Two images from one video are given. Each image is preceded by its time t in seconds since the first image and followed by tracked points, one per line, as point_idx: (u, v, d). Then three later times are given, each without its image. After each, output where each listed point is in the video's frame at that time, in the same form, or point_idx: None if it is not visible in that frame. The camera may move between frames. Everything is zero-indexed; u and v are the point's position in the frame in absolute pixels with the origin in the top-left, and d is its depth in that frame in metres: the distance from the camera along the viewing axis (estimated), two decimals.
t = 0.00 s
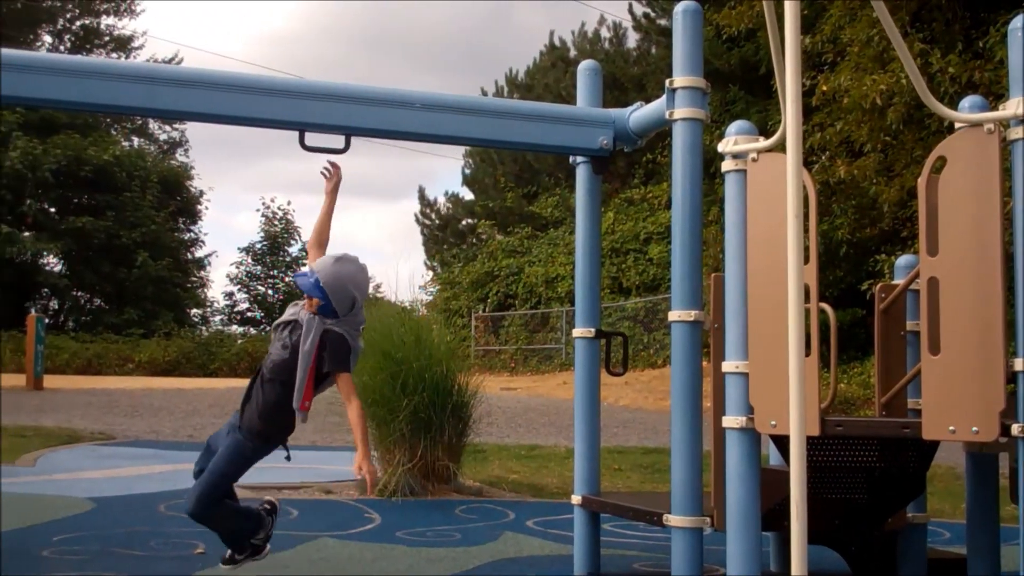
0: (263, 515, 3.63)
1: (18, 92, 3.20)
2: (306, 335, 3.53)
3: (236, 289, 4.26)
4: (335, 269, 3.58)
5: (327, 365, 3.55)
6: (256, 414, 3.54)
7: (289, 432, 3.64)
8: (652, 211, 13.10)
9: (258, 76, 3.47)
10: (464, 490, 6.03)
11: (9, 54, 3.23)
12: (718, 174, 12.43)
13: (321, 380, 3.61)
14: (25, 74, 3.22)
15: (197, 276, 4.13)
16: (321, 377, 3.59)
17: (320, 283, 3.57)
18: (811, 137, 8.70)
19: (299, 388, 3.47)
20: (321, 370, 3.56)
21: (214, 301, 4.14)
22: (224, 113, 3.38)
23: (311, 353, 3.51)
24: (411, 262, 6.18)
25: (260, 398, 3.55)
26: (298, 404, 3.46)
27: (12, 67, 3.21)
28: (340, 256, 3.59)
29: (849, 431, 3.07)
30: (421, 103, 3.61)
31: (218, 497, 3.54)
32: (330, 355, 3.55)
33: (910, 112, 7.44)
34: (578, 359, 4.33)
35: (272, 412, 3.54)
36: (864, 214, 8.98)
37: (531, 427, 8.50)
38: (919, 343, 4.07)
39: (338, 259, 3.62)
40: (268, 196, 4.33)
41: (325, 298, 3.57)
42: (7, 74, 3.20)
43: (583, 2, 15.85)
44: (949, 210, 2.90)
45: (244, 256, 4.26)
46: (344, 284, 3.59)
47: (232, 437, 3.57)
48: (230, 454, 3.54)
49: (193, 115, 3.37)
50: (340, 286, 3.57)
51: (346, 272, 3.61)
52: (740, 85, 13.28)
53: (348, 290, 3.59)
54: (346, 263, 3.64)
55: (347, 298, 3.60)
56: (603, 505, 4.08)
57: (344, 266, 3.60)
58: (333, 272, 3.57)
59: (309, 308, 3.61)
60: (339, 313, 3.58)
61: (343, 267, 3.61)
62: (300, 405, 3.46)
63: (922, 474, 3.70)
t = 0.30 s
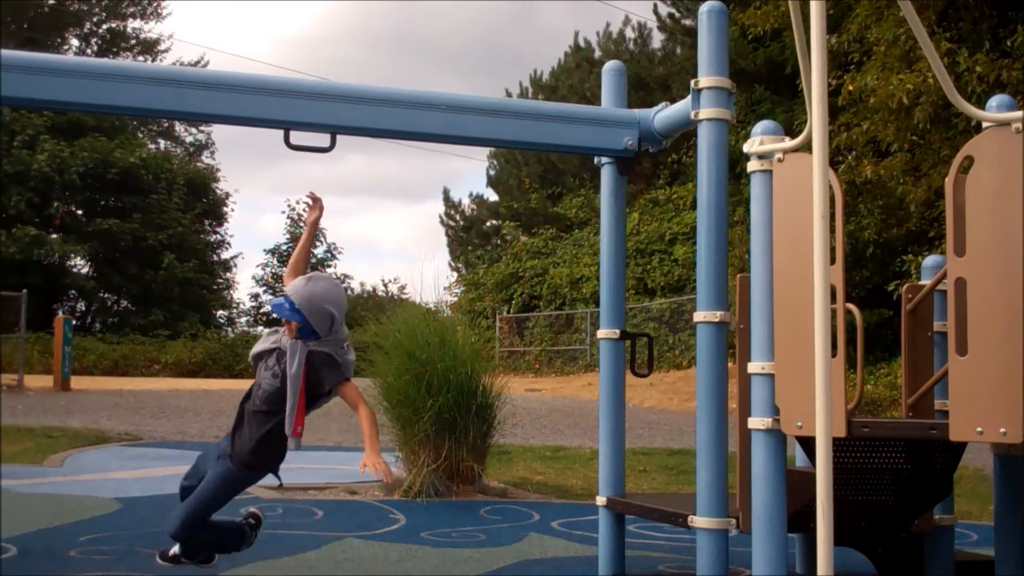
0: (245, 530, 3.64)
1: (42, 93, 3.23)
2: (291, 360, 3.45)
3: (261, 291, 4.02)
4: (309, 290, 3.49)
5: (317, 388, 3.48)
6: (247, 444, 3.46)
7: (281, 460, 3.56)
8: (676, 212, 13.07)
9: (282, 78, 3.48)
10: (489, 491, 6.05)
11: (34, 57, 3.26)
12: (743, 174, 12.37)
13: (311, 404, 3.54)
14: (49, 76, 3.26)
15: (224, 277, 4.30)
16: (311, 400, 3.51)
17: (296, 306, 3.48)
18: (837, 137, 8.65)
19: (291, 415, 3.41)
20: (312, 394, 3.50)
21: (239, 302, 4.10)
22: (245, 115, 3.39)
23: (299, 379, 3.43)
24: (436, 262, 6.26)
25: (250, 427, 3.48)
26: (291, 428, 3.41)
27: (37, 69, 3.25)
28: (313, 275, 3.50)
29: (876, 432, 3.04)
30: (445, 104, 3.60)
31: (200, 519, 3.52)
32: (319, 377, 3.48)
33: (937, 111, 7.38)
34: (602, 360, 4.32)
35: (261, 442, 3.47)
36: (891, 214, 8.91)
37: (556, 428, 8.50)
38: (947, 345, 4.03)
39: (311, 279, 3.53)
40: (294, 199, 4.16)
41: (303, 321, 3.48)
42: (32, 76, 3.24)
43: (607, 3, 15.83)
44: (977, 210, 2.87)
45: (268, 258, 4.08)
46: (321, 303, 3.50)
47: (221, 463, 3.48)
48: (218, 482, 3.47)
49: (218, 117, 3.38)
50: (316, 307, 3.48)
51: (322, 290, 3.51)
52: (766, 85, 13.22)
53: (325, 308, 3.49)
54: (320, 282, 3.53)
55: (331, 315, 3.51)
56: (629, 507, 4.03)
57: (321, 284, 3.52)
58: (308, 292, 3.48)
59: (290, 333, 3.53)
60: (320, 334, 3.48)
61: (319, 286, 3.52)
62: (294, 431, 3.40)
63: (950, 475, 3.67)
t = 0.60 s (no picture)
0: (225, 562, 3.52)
1: (68, 96, 3.25)
2: (264, 407, 3.29)
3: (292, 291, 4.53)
4: (274, 336, 3.35)
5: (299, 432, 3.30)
6: (234, 493, 3.30)
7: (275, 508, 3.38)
8: (704, 213, 13.01)
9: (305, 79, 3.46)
10: (518, 492, 6.02)
11: (59, 60, 3.28)
12: (772, 174, 12.28)
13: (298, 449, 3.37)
14: (76, 79, 3.28)
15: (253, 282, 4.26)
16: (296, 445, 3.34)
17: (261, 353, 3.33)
18: (867, 137, 8.56)
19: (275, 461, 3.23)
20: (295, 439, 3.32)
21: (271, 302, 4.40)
22: (268, 117, 3.38)
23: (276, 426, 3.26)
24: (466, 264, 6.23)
25: (238, 477, 3.32)
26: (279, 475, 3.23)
27: (62, 71, 3.27)
28: (277, 320, 3.37)
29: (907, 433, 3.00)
30: (472, 104, 3.58)
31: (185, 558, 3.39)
32: (299, 422, 3.30)
33: (967, 110, 7.29)
34: (630, 361, 4.29)
35: (250, 493, 3.30)
36: (922, 214, 8.81)
37: (584, 430, 8.50)
38: (978, 345, 3.98)
39: (275, 326, 3.39)
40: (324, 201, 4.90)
41: (272, 369, 3.32)
42: (58, 79, 3.25)
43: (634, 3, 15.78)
44: (1007, 209, 2.82)
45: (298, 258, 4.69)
46: (288, 348, 3.34)
47: (209, 507, 3.35)
48: (203, 528, 3.34)
49: (242, 119, 3.38)
50: (283, 352, 3.33)
51: (289, 335, 3.37)
52: (795, 85, 13.11)
53: (293, 351, 3.35)
54: (284, 328, 3.40)
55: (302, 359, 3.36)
56: (657, 507, 4.02)
57: (287, 329, 3.38)
58: (273, 338, 3.34)
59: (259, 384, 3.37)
60: (292, 379, 3.32)
61: (283, 331, 3.38)
62: (283, 476, 3.22)
63: (982, 477, 3.64)
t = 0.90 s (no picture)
0: None
1: (93, 97, 3.25)
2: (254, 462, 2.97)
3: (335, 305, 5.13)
4: (260, 392, 3.04)
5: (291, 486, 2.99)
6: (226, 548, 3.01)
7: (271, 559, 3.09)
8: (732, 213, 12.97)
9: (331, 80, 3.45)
10: (546, 493, 6.03)
11: (84, 62, 3.28)
12: (801, 174, 12.22)
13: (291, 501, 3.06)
14: (100, 82, 3.28)
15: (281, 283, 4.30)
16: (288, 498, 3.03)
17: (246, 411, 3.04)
18: (896, 136, 8.49)
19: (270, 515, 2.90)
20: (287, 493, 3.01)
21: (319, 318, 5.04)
22: (295, 118, 3.38)
23: (267, 480, 2.95)
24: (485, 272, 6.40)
25: (230, 530, 3.02)
26: (273, 528, 2.87)
27: (88, 74, 3.27)
28: (265, 377, 3.07)
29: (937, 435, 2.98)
30: (500, 105, 3.57)
31: None
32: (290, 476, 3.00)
33: (999, 109, 7.20)
34: (658, 362, 4.27)
35: (240, 548, 3.01)
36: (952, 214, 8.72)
37: (614, 431, 8.50)
38: (1009, 345, 3.94)
39: (260, 382, 3.09)
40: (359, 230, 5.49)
41: (258, 425, 3.01)
42: (83, 81, 3.25)
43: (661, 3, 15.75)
44: None
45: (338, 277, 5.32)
46: (276, 402, 3.04)
47: (202, 549, 3.07)
48: None
49: (270, 121, 3.38)
50: (270, 406, 3.03)
51: (276, 389, 3.07)
52: (824, 84, 13.03)
53: (281, 411, 3.04)
54: (269, 381, 3.09)
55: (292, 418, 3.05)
56: (687, 509, 3.98)
57: (275, 385, 3.07)
58: (259, 395, 3.04)
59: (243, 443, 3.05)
60: (281, 434, 3.02)
61: (272, 387, 3.08)
62: (278, 527, 2.86)
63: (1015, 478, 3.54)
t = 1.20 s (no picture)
0: None
1: (140, 102, 3.19)
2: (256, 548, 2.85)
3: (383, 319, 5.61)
4: (264, 476, 2.86)
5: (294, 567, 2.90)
6: None
7: None
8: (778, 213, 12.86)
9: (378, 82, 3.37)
10: (593, 494, 6.02)
11: (132, 66, 3.22)
12: (848, 173, 12.09)
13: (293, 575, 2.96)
14: (147, 86, 3.21)
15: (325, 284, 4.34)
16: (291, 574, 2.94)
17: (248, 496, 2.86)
18: (944, 135, 8.36)
19: None
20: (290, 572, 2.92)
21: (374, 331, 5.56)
22: (340, 121, 3.32)
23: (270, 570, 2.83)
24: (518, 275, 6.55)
25: None
26: None
27: (134, 79, 3.20)
28: (269, 459, 2.87)
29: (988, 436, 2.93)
30: (545, 106, 3.49)
31: None
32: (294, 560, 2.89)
33: None
34: (705, 362, 4.22)
35: None
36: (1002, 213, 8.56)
37: (659, 432, 8.46)
38: None
39: (265, 464, 2.88)
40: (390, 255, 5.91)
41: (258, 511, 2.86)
42: (130, 85, 3.20)
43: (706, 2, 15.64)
44: None
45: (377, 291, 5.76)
46: (278, 489, 2.87)
47: None
48: None
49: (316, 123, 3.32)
50: (272, 493, 2.86)
51: (279, 474, 2.88)
52: (871, 82, 12.85)
53: (285, 497, 2.87)
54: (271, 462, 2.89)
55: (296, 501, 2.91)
56: (736, 511, 3.92)
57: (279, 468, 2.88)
58: (263, 481, 2.84)
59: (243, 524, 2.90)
60: (281, 519, 2.88)
61: (276, 469, 2.89)
62: None
63: None
